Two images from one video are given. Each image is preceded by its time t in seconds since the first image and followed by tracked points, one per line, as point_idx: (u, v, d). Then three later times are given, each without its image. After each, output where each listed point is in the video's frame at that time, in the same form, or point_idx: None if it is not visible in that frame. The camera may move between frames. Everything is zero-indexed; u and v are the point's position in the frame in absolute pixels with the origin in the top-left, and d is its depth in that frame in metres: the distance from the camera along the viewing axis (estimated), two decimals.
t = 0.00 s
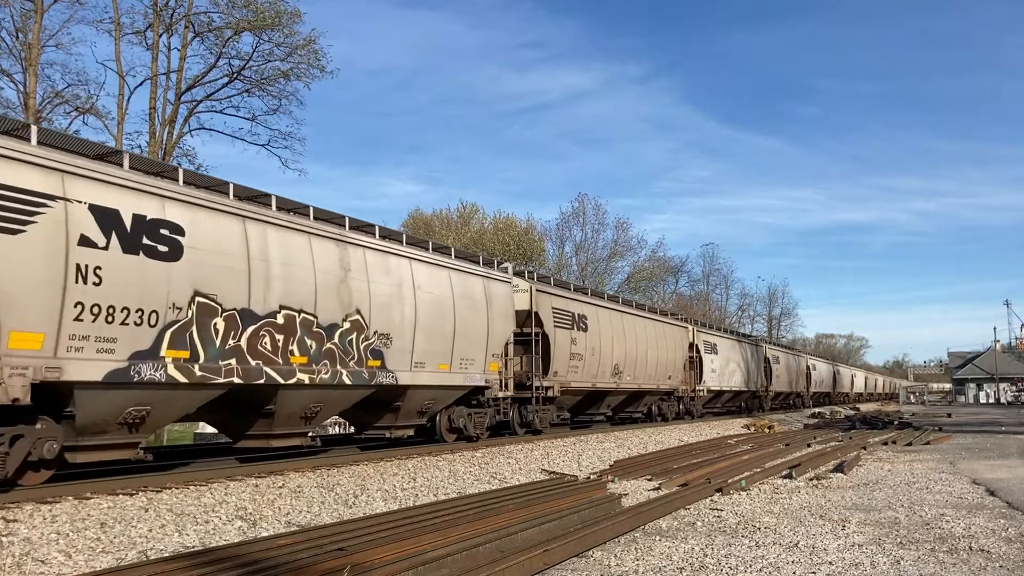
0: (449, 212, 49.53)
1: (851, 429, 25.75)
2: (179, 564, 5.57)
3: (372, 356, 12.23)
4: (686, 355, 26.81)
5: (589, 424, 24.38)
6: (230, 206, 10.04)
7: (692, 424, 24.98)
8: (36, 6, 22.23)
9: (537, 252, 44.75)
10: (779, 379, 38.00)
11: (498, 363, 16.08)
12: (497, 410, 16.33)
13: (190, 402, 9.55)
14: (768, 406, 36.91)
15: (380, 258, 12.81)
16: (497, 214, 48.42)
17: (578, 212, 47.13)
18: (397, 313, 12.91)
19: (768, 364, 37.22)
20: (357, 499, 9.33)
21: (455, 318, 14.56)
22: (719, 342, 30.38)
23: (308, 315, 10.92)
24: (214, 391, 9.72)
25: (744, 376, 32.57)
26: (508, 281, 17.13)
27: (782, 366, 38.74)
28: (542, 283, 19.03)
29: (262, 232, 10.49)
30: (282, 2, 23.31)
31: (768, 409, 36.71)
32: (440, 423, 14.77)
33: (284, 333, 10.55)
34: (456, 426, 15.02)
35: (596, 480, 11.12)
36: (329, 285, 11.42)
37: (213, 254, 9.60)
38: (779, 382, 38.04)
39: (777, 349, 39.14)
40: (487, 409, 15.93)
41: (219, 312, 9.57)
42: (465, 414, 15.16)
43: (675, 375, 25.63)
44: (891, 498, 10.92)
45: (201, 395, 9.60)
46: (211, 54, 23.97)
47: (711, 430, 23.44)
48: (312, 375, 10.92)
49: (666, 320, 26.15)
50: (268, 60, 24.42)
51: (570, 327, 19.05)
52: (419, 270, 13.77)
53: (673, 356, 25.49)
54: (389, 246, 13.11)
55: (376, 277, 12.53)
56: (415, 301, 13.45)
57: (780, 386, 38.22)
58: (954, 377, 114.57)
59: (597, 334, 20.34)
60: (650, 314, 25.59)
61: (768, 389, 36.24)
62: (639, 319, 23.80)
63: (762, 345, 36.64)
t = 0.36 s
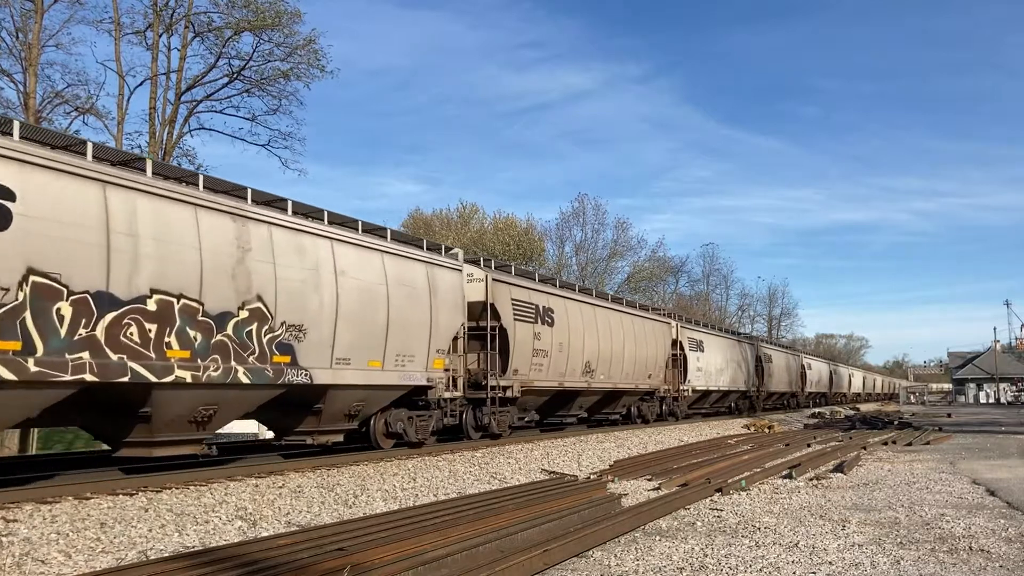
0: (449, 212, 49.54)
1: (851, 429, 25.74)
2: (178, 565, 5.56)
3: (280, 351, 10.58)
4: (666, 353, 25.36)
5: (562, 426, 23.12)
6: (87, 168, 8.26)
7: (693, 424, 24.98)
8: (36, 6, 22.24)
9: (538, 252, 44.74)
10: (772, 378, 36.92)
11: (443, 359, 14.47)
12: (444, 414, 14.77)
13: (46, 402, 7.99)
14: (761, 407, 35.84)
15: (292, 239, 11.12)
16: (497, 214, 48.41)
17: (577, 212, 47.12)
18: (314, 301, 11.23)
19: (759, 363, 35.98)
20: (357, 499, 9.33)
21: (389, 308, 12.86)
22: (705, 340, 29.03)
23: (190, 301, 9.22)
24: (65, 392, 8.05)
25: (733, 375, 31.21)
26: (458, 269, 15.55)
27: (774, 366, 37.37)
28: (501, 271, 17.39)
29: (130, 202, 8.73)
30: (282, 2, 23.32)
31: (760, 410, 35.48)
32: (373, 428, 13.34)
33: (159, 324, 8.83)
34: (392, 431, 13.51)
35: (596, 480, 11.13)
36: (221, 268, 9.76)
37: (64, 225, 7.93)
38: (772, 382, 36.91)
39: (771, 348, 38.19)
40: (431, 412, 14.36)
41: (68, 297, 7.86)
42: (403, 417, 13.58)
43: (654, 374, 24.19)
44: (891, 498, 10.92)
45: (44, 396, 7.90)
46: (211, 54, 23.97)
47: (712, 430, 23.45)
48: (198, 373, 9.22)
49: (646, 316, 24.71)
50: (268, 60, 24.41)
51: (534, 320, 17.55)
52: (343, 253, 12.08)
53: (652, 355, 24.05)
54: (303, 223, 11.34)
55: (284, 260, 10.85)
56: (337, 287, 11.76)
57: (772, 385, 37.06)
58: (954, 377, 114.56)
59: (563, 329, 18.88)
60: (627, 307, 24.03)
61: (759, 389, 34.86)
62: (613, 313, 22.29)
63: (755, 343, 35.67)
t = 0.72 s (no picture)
0: (449, 212, 49.52)
1: (851, 429, 25.75)
2: (178, 565, 5.56)
3: (157, 344, 8.96)
4: (645, 350, 23.94)
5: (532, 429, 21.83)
6: None
7: (693, 424, 25.01)
8: (36, 6, 22.24)
9: (538, 252, 44.72)
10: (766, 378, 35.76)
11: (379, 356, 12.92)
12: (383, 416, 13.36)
13: None
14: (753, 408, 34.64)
15: (179, 212, 9.49)
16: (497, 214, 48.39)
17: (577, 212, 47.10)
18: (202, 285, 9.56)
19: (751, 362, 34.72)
20: (357, 499, 9.33)
21: (305, 295, 11.23)
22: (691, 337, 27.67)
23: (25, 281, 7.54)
24: None
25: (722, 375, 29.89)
26: (396, 253, 13.86)
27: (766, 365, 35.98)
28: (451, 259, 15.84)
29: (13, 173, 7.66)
30: (282, 1, 23.32)
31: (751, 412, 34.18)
32: (294, 435, 11.79)
33: None
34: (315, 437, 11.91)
35: (596, 480, 11.13)
36: (77, 244, 8.09)
37: None
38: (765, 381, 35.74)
39: (764, 346, 37.06)
40: (365, 415, 12.89)
41: None
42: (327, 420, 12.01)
43: (632, 372, 22.79)
44: (891, 498, 10.93)
45: None
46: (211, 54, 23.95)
47: (712, 430, 23.45)
48: (42, 369, 7.68)
49: (622, 310, 23.28)
50: (268, 60, 24.40)
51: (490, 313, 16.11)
52: (246, 231, 10.46)
53: (630, 352, 22.63)
54: (193, 194, 9.72)
55: (166, 237, 9.18)
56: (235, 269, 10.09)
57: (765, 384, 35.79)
58: (954, 377, 114.59)
59: (525, 324, 17.48)
60: (599, 300, 22.53)
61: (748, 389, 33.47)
62: (584, 306, 20.84)
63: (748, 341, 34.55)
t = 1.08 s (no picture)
0: (449, 212, 49.53)
1: (851, 429, 25.74)
2: (178, 565, 5.56)
3: None
4: (620, 345, 22.24)
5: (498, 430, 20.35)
6: None
7: (693, 424, 25.01)
8: (36, 6, 22.24)
9: (538, 252, 44.71)
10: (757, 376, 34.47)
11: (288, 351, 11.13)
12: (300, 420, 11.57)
13: None
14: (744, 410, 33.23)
15: (10, 172, 7.68)
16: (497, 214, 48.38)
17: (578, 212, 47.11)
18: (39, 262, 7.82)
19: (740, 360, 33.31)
20: (357, 499, 9.33)
21: (186, 278, 9.44)
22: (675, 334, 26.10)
23: None
24: None
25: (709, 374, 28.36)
26: (316, 232, 12.09)
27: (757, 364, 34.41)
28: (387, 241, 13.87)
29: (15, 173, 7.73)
30: (282, 1, 23.31)
31: (742, 413, 32.68)
32: (180, 444, 9.98)
33: None
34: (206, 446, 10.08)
35: (596, 480, 11.12)
36: None
37: None
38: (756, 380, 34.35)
39: (755, 343, 35.74)
40: (274, 419, 11.05)
41: None
42: (222, 426, 10.19)
43: (603, 369, 21.16)
44: (891, 498, 10.92)
45: None
46: (211, 54, 23.96)
47: (712, 430, 23.45)
48: None
49: (594, 302, 21.46)
50: (268, 60, 24.41)
51: (435, 304, 14.20)
52: (108, 197, 8.63)
53: (601, 349, 20.96)
54: (36, 152, 7.95)
55: None
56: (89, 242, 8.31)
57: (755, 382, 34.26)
58: (954, 377, 114.55)
59: (478, 317, 15.57)
60: (568, 291, 20.63)
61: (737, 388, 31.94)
62: (550, 297, 19.00)
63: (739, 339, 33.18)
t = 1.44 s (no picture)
0: (449, 212, 49.53)
1: (851, 429, 25.72)
2: (178, 565, 5.56)
3: None
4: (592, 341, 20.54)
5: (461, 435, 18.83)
6: None
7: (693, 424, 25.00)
8: (36, 6, 22.27)
9: (538, 251, 44.71)
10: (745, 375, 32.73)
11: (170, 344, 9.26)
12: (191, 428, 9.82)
13: None
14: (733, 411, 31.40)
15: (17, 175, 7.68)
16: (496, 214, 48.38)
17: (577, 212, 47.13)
18: None
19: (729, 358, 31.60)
20: (357, 499, 9.33)
21: (23, 251, 7.58)
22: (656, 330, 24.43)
23: None
24: None
25: (694, 372, 26.63)
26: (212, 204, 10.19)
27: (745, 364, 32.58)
28: (309, 220, 12.23)
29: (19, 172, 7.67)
30: (282, 2, 23.31)
31: (731, 413, 31.00)
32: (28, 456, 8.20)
33: None
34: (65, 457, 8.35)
35: (596, 480, 11.12)
36: None
37: None
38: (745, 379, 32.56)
39: (745, 340, 34.06)
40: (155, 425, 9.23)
41: None
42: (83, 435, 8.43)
43: (573, 367, 19.49)
44: (891, 498, 10.92)
45: None
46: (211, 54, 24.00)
47: (712, 430, 23.44)
48: None
49: (565, 295, 19.73)
50: (268, 60, 24.45)
51: (365, 292, 12.56)
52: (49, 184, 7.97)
53: (570, 345, 19.27)
54: None
55: None
56: None
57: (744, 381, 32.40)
58: (954, 377, 114.44)
59: (422, 308, 13.93)
60: (533, 281, 18.86)
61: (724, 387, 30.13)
62: (511, 288, 17.28)
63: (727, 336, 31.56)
